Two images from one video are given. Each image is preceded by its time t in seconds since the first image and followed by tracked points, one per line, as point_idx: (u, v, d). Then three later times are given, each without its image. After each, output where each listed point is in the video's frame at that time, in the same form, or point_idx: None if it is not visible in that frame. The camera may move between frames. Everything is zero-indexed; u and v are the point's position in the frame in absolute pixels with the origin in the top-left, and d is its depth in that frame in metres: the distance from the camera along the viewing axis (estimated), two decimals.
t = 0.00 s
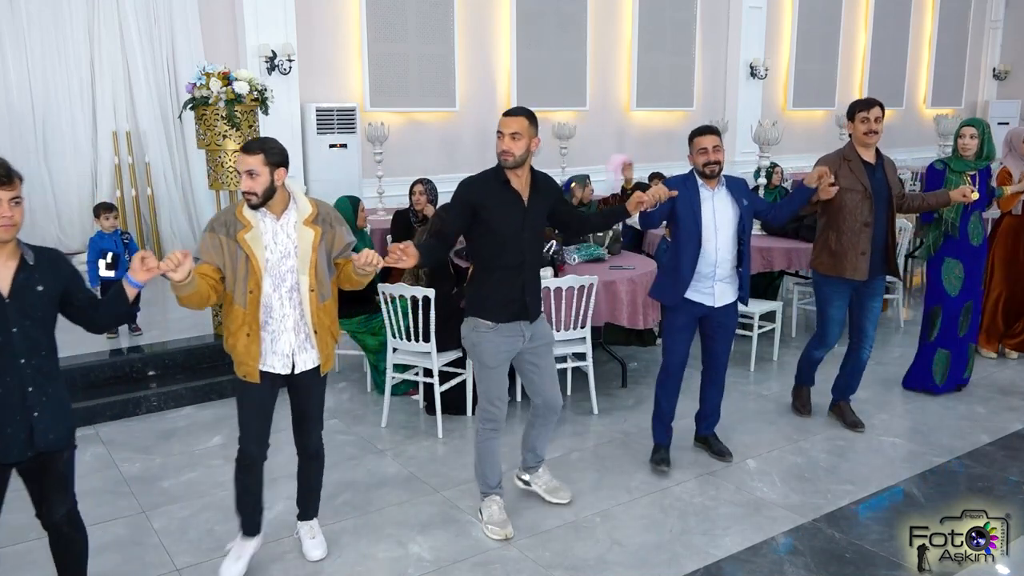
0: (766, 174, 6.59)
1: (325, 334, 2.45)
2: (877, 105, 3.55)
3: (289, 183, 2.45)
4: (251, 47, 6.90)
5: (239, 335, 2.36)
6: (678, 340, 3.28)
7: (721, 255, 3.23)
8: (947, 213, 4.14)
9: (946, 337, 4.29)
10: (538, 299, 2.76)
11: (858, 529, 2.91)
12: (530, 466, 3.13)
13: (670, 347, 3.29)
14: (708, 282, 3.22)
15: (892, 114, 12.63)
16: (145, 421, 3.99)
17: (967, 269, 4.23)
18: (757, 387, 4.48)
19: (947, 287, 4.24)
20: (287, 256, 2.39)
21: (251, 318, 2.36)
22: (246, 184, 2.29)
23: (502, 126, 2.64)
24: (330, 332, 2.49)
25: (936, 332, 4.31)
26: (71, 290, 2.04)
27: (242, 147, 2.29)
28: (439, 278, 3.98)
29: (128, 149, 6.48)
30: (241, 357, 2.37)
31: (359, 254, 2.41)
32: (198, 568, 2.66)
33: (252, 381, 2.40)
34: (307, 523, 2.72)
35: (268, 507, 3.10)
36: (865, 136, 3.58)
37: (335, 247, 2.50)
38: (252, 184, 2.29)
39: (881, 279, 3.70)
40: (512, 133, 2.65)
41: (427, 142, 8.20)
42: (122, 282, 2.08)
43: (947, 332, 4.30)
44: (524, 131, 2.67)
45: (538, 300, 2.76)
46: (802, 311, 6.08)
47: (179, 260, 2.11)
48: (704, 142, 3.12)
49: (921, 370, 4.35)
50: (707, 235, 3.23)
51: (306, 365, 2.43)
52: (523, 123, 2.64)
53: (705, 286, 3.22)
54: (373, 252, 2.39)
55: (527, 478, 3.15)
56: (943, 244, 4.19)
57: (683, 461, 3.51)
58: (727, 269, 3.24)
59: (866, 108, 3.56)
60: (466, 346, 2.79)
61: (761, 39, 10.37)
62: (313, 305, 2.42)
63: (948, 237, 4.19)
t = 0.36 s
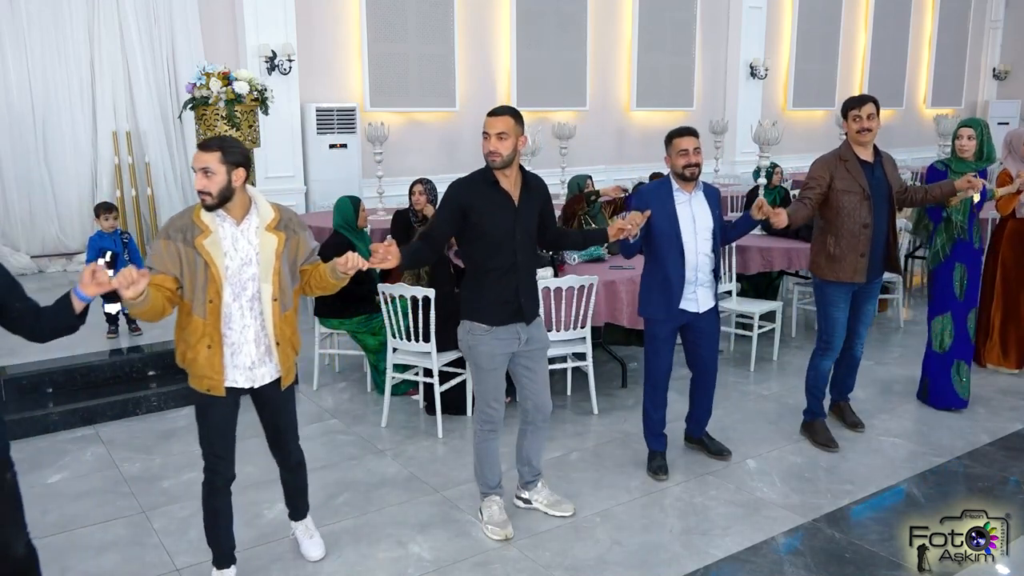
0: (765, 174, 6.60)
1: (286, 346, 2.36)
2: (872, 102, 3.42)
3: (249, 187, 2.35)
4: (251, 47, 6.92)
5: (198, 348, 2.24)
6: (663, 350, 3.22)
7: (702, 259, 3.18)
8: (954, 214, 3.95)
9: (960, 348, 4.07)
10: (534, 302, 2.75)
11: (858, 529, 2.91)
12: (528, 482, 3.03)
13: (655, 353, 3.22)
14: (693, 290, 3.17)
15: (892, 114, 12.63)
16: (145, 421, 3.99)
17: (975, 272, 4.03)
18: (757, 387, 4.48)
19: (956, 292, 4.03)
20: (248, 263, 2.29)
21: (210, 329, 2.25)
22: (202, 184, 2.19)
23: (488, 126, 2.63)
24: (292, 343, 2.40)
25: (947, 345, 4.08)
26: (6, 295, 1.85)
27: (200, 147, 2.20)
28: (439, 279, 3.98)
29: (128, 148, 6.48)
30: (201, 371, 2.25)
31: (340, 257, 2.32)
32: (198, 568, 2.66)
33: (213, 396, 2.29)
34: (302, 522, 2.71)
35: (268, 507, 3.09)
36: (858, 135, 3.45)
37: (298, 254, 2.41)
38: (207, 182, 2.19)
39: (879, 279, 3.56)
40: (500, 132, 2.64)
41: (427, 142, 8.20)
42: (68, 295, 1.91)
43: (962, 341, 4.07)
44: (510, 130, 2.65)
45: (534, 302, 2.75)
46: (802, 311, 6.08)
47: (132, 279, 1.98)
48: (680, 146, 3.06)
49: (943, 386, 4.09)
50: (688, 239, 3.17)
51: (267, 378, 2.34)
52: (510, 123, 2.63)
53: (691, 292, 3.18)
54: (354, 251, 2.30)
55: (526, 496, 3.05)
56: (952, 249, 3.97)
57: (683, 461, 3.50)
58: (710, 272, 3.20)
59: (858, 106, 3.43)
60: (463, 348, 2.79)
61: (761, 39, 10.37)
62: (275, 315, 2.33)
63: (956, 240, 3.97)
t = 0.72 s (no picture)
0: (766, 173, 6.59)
1: (264, 351, 2.34)
2: (864, 107, 3.38)
3: (225, 190, 2.32)
4: (251, 47, 6.93)
5: (175, 356, 2.23)
6: (656, 351, 3.20)
7: (688, 258, 3.14)
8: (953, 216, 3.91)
9: (963, 348, 4.07)
10: (532, 301, 2.74)
11: (858, 529, 2.91)
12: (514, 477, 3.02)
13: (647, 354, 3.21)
14: (680, 290, 3.13)
15: (892, 114, 12.63)
16: (145, 421, 3.98)
17: (975, 273, 4.02)
18: (757, 388, 4.48)
19: (958, 295, 4.01)
20: (223, 268, 2.26)
21: (187, 336, 2.23)
22: (177, 186, 2.16)
23: (486, 128, 2.64)
24: (270, 349, 2.38)
25: (950, 347, 4.05)
26: None
27: (176, 148, 2.17)
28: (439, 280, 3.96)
29: (128, 148, 6.49)
30: (180, 378, 2.24)
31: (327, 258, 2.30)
32: (198, 568, 2.66)
33: (192, 404, 2.28)
34: (264, 547, 2.53)
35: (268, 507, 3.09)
36: (846, 142, 3.42)
37: (276, 257, 2.38)
38: (184, 183, 2.17)
39: (869, 289, 3.57)
40: (497, 135, 2.65)
41: (427, 142, 8.20)
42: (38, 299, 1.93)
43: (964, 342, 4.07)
44: (507, 132, 2.66)
45: (531, 302, 2.74)
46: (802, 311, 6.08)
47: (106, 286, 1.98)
48: (667, 144, 3.06)
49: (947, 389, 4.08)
50: (675, 238, 3.15)
51: (245, 386, 2.32)
52: (507, 124, 2.64)
53: (678, 293, 3.14)
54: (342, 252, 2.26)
55: (511, 492, 3.04)
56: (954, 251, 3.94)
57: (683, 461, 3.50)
58: (697, 272, 3.17)
59: (850, 110, 3.41)
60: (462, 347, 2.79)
61: (762, 39, 10.36)
62: (253, 320, 2.30)
63: (955, 241, 3.94)
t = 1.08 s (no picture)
0: (766, 173, 6.59)
1: (263, 348, 2.34)
2: (857, 102, 3.38)
3: (221, 191, 2.32)
4: (251, 47, 6.93)
5: (172, 354, 2.23)
6: (654, 351, 3.20)
7: (684, 259, 3.15)
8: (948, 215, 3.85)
9: (955, 349, 4.00)
10: (531, 298, 2.74)
11: (858, 529, 2.91)
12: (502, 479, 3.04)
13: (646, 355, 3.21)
14: (678, 292, 3.15)
15: (892, 114, 12.63)
16: (145, 421, 3.99)
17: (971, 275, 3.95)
18: (758, 387, 4.48)
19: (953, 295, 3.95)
20: (221, 267, 2.26)
21: (185, 335, 2.23)
22: (176, 185, 2.16)
23: (491, 133, 2.61)
24: (268, 346, 2.38)
25: (942, 348, 3.99)
26: None
27: (173, 147, 2.17)
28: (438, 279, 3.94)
29: (128, 148, 6.49)
30: (177, 376, 2.23)
31: (323, 258, 2.28)
32: (198, 568, 2.66)
33: (190, 402, 2.27)
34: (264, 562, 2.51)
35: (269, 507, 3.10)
36: (841, 136, 3.42)
37: (272, 255, 2.38)
38: (185, 183, 2.17)
39: (870, 286, 3.52)
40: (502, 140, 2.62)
41: (427, 142, 8.20)
42: (39, 309, 1.92)
43: (957, 344, 3.99)
44: (512, 136, 2.63)
45: (530, 298, 2.74)
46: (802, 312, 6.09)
47: (103, 299, 1.99)
48: (668, 145, 3.04)
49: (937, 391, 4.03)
50: (672, 239, 3.14)
51: (243, 382, 2.31)
52: (513, 130, 2.62)
53: (676, 295, 3.15)
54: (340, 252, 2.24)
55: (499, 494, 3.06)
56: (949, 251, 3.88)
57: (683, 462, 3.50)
58: (695, 272, 3.17)
59: (842, 105, 3.40)
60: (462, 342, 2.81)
61: (762, 39, 10.36)
62: (250, 318, 2.30)
63: (953, 241, 3.89)
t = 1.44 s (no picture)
0: (766, 173, 6.59)
1: (263, 343, 2.38)
2: (846, 107, 3.36)
3: (223, 189, 2.35)
4: (251, 47, 6.93)
5: (175, 348, 2.26)
6: (646, 348, 3.21)
7: (678, 256, 3.17)
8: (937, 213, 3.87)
9: (948, 346, 4.05)
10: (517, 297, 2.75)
11: (858, 529, 2.91)
12: (500, 479, 3.05)
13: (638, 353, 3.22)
14: (668, 287, 3.16)
15: (892, 114, 12.63)
16: (145, 421, 3.99)
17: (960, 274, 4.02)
18: (758, 388, 4.48)
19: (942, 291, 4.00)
20: (223, 263, 2.29)
21: (187, 329, 2.26)
22: (180, 183, 2.18)
23: (492, 138, 2.61)
24: (267, 340, 2.42)
25: (936, 345, 4.03)
26: None
27: (179, 146, 2.19)
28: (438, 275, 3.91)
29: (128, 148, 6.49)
30: (178, 370, 2.26)
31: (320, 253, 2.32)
32: (198, 568, 2.66)
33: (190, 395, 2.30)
34: (245, 515, 2.73)
35: (269, 507, 3.10)
36: (830, 140, 3.41)
37: (272, 253, 2.43)
38: (189, 181, 2.18)
39: (860, 287, 3.55)
40: (501, 148, 2.64)
41: (427, 142, 8.20)
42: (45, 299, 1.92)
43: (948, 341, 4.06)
44: (512, 143, 2.65)
45: (517, 297, 2.76)
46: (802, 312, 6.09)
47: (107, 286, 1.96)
48: (667, 145, 3.06)
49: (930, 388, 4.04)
50: (663, 239, 3.17)
51: (243, 376, 2.35)
52: (513, 136, 2.62)
53: (667, 291, 3.16)
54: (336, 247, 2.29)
55: (498, 494, 3.06)
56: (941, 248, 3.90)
57: (684, 462, 3.50)
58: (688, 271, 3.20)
59: (832, 111, 3.38)
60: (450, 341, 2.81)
61: (762, 39, 10.36)
62: (251, 314, 2.34)
63: (943, 239, 3.91)
